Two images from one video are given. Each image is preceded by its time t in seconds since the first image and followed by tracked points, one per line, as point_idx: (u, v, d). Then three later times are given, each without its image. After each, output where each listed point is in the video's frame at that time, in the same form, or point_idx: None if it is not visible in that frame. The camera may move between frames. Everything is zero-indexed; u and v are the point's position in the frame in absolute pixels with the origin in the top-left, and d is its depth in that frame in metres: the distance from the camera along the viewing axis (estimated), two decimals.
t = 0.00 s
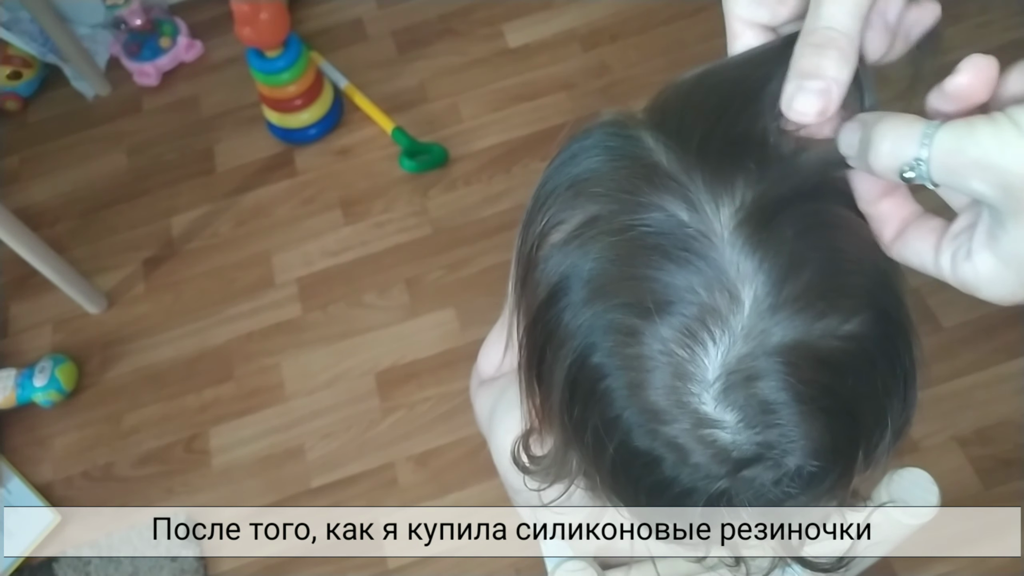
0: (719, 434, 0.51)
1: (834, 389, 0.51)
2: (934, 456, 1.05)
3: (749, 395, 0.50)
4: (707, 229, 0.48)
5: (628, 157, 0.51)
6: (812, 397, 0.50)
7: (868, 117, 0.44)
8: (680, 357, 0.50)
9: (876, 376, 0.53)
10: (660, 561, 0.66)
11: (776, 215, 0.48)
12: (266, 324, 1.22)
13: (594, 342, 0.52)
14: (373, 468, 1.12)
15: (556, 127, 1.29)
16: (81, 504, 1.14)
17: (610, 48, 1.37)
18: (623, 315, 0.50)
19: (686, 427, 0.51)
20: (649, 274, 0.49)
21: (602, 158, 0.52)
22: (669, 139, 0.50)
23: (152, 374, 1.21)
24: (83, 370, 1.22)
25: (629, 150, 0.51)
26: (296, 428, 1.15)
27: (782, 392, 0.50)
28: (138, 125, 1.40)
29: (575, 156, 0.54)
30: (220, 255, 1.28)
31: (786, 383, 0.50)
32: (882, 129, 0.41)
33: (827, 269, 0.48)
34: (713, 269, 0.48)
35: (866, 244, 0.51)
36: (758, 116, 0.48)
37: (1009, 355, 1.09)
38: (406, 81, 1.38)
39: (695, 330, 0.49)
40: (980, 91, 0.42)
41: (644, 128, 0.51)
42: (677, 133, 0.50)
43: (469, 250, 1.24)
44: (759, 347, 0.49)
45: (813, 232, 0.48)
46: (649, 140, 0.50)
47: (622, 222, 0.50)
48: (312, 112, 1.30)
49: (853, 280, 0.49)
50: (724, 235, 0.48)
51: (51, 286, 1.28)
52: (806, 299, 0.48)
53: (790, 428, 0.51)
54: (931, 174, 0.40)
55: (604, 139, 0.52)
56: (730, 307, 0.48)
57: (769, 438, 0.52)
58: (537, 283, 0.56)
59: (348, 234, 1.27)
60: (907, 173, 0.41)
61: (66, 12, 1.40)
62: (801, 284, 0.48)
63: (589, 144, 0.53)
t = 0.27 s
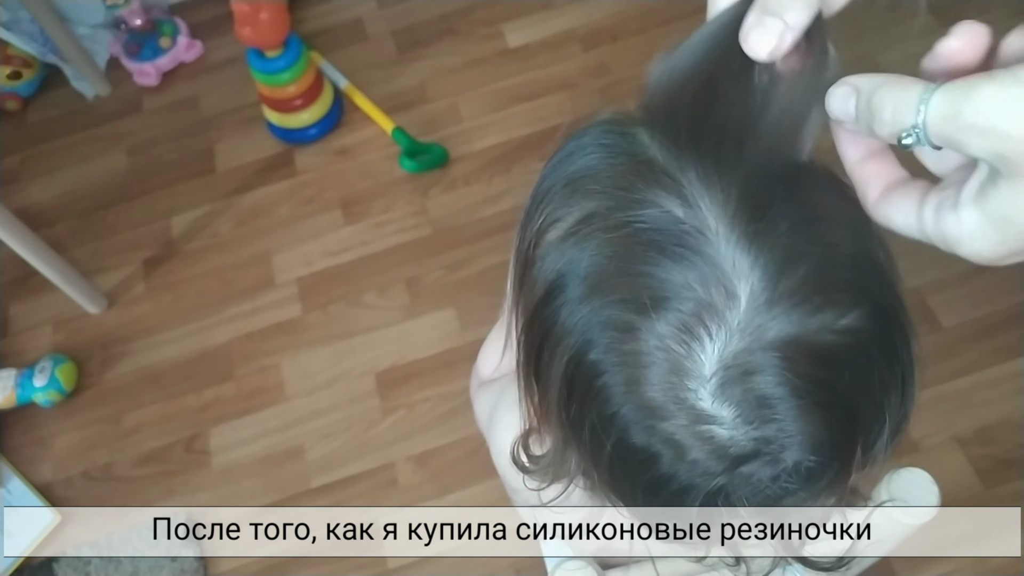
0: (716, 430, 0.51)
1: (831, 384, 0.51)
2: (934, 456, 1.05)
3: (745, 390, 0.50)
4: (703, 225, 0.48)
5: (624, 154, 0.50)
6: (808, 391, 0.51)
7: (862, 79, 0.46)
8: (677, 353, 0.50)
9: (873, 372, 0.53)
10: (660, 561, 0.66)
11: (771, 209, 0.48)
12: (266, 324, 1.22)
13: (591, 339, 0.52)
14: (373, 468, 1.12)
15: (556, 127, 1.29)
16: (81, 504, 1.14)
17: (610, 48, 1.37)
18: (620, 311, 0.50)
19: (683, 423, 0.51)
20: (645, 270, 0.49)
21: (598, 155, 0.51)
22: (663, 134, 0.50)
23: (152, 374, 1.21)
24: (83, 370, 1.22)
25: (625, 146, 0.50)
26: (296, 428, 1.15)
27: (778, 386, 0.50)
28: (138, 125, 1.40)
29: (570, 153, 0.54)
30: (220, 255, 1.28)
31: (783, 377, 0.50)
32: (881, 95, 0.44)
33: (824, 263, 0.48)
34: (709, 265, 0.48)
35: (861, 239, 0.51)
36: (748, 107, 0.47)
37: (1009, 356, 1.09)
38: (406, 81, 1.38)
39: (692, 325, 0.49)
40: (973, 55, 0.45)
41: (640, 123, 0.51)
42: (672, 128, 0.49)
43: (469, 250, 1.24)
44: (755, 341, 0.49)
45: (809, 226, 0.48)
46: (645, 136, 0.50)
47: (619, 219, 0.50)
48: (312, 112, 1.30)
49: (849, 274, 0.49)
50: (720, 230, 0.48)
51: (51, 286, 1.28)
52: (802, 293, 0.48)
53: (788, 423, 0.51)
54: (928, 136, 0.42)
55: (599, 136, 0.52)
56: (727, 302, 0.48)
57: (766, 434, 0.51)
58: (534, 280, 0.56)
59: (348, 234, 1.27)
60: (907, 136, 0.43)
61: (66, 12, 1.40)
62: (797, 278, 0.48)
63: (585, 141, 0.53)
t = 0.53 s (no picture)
0: (712, 423, 0.51)
1: (826, 375, 0.51)
2: (934, 456, 1.05)
3: (740, 382, 0.50)
4: (697, 219, 0.49)
5: (618, 150, 0.51)
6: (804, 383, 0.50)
7: (767, 61, 0.45)
8: (673, 345, 0.50)
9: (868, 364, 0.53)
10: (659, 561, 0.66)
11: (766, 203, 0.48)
12: (266, 324, 1.22)
13: (586, 333, 0.52)
14: (373, 468, 1.12)
15: (556, 127, 1.29)
16: (81, 504, 1.14)
17: (610, 48, 1.37)
18: (616, 305, 0.51)
19: (679, 416, 0.51)
20: (641, 263, 0.50)
21: (593, 151, 0.52)
22: (657, 128, 0.51)
23: (152, 374, 1.21)
24: (83, 370, 1.22)
25: (619, 142, 0.51)
26: (296, 428, 1.15)
27: (773, 378, 0.50)
28: (138, 125, 1.40)
29: (566, 150, 0.54)
30: (220, 255, 1.28)
31: (778, 369, 0.50)
32: (791, 76, 0.43)
33: (818, 255, 0.49)
34: (705, 258, 0.49)
35: (856, 231, 0.51)
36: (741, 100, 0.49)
37: (1009, 356, 1.09)
38: (406, 81, 1.38)
39: (687, 318, 0.49)
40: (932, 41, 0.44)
41: (635, 121, 0.52)
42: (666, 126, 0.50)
43: (469, 250, 1.24)
44: (750, 333, 0.49)
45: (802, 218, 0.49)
46: (640, 133, 0.51)
47: (614, 213, 0.50)
48: (312, 112, 1.30)
49: (843, 265, 0.50)
50: (714, 223, 0.49)
51: (51, 286, 1.28)
52: (797, 285, 0.49)
53: (784, 415, 0.51)
54: (834, 114, 0.42)
55: (595, 132, 0.53)
56: (722, 295, 0.49)
57: (763, 427, 0.51)
58: (530, 276, 0.56)
59: (348, 234, 1.27)
60: (813, 117, 0.43)
61: (66, 12, 1.40)
62: (792, 270, 0.48)
63: (580, 138, 0.53)
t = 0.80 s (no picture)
0: (719, 429, 0.51)
1: (831, 380, 0.52)
2: (934, 456, 1.05)
3: (747, 389, 0.50)
4: (702, 226, 0.50)
5: (620, 158, 0.52)
6: (809, 388, 0.51)
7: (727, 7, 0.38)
8: (678, 352, 0.50)
9: (872, 368, 0.54)
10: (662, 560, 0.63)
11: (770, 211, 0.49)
12: (266, 324, 1.22)
13: (592, 340, 0.53)
14: (373, 468, 1.12)
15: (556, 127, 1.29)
16: (81, 504, 1.14)
17: (610, 48, 1.37)
18: (621, 312, 0.51)
19: (686, 424, 0.51)
20: (646, 270, 0.50)
21: (596, 158, 0.53)
22: (658, 135, 0.51)
23: (152, 374, 1.21)
24: (83, 370, 1.22)
25: (621, 149, 0.52)
26: (296, 428, 1.15)
27: (780, 384, 0.50)
28: (138, 125, 1.40)
29: (567, 158, 0.55)
30: (220, 255, 1.28)
31: (784, 375, 0.50)
32: (753, 25, 0.37)
33: (823, 261, 0.49)
34: (709, 266, 0.49)
35: (860, 240, 0.52)
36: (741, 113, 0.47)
37: (1009, 355, 1.09)
38: (406, 81, 1.38)
39: (693, 325, 0.50)
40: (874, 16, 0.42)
41: (636, 126, 0.52)
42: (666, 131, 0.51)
43: (469, 250, 1.24)
44: (757, 340, 0.50)
45: (807, 226, 0.49)
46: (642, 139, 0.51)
47: (619, 221, 0.51)
48: (312, 112, 1.30)
49: (847, 271, 0.50)
50: (719, 230, 0.49)
51: (52, 285, 1.28)
52: (802, 291, 0.49)
53: (790, 421, 0.51)
54: (805, 65, 0.37)
55: (596, 140, 0.53)
56: (727, 302, 0.49)
57: (769, 433, 0.52)
58: (534, 284, 0.56)
59: (348, 234, 1.27)
60: (781, 65, 0.38)
61: (66, 12, 1.40)
62: (797, 277, 0.49)
63: (580, 146, 0.54)
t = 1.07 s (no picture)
0: (705, 439, 0.52)
1: (817, 391, 0.52)
2: (935, 456, 1.05)
3: (733, 401, 0.51)
4: (685, 238, 0.51)
5: (608, 172, 0.54)
6: (795, 399, 0.52)
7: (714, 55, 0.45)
8: (663, 364, 0.51)
9: (859, 376, 0.54)
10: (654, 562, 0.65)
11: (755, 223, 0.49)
12: (266, 324, 1.22)
13: (580, 351, 0.54)
14: (373, 468, 1.12)
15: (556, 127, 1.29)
16: (81, 504, 1.14)
17: (610, 47, 1.37)
18: (607, 323, 0.52)
19: (673, 433, 0.52)
20: (631, 281, 0.51)
21: (585, 173, 0.54)
22: (643, 151, 0.53)
23: (152, 374, 1.21)
24: (83, 370, 1.22)
25: (609, 164, 0.54)
26: (296, 428, 1.15)
27: (766, 396, 0.51)
28: (138, 125, 1.40)
29: (558, 172, 0.56)
30: (220, 255, 1.28)
31: (770, 387, 0.51)
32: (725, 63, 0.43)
33: (807, 272, 0.50)
34: (692, 278, 0.50)
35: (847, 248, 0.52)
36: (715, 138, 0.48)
37: (1010, 355, 1.09)
38: (406, 81, 1.38)
39: (677, 337, 0.51)
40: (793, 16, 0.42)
41: (622, 143, 0.54)
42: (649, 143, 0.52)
43: (468, 250, 1.24)
44: (742, 352, 0.50)
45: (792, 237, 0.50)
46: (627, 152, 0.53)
47: (605, 234, 0.52)
48: (312, 112, 1.30)
49: (831, 282, 0.51)
50: (702, 242, 0.50)
51: (52, 286, 1.28)
52: (787, 302, 0.50)
53: (775, 432, 0.52)
54: (747, 98, 0.41)
55: (584, 155, 0.55)
56: (711, 314, 0.50)
57: (755, 442, 0.53)
58: (525, 294, 0.58)
59: (348, 234, 1.27)
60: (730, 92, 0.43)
61: (66, 12, 1.40)
62: (782, 287, 0.50)
63: (570, 161, 0.56)
